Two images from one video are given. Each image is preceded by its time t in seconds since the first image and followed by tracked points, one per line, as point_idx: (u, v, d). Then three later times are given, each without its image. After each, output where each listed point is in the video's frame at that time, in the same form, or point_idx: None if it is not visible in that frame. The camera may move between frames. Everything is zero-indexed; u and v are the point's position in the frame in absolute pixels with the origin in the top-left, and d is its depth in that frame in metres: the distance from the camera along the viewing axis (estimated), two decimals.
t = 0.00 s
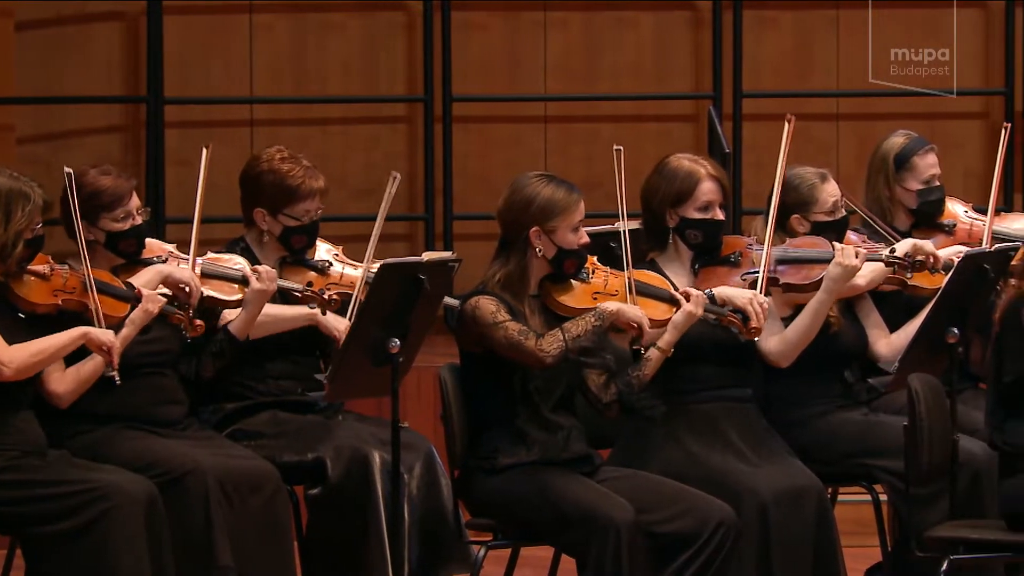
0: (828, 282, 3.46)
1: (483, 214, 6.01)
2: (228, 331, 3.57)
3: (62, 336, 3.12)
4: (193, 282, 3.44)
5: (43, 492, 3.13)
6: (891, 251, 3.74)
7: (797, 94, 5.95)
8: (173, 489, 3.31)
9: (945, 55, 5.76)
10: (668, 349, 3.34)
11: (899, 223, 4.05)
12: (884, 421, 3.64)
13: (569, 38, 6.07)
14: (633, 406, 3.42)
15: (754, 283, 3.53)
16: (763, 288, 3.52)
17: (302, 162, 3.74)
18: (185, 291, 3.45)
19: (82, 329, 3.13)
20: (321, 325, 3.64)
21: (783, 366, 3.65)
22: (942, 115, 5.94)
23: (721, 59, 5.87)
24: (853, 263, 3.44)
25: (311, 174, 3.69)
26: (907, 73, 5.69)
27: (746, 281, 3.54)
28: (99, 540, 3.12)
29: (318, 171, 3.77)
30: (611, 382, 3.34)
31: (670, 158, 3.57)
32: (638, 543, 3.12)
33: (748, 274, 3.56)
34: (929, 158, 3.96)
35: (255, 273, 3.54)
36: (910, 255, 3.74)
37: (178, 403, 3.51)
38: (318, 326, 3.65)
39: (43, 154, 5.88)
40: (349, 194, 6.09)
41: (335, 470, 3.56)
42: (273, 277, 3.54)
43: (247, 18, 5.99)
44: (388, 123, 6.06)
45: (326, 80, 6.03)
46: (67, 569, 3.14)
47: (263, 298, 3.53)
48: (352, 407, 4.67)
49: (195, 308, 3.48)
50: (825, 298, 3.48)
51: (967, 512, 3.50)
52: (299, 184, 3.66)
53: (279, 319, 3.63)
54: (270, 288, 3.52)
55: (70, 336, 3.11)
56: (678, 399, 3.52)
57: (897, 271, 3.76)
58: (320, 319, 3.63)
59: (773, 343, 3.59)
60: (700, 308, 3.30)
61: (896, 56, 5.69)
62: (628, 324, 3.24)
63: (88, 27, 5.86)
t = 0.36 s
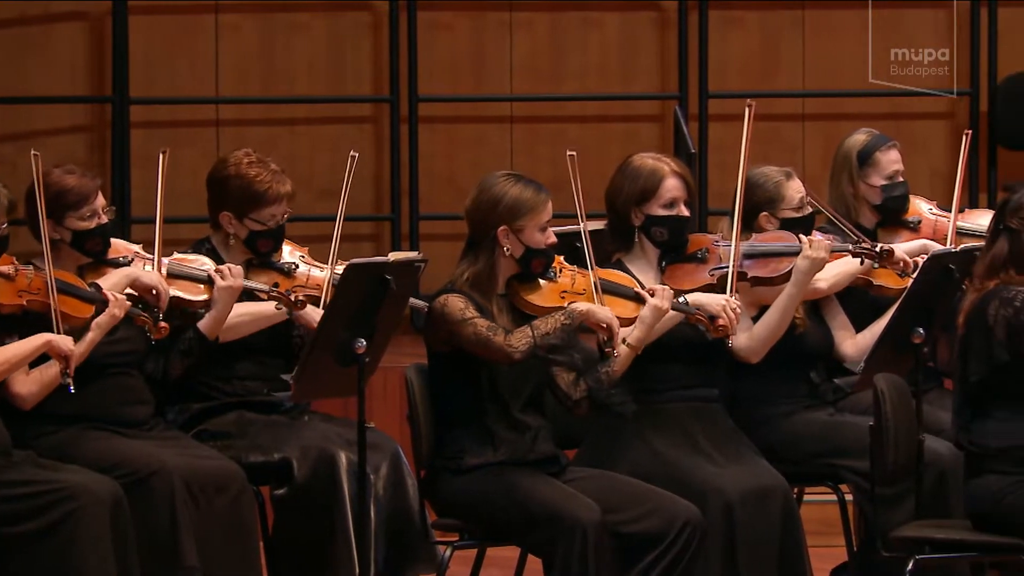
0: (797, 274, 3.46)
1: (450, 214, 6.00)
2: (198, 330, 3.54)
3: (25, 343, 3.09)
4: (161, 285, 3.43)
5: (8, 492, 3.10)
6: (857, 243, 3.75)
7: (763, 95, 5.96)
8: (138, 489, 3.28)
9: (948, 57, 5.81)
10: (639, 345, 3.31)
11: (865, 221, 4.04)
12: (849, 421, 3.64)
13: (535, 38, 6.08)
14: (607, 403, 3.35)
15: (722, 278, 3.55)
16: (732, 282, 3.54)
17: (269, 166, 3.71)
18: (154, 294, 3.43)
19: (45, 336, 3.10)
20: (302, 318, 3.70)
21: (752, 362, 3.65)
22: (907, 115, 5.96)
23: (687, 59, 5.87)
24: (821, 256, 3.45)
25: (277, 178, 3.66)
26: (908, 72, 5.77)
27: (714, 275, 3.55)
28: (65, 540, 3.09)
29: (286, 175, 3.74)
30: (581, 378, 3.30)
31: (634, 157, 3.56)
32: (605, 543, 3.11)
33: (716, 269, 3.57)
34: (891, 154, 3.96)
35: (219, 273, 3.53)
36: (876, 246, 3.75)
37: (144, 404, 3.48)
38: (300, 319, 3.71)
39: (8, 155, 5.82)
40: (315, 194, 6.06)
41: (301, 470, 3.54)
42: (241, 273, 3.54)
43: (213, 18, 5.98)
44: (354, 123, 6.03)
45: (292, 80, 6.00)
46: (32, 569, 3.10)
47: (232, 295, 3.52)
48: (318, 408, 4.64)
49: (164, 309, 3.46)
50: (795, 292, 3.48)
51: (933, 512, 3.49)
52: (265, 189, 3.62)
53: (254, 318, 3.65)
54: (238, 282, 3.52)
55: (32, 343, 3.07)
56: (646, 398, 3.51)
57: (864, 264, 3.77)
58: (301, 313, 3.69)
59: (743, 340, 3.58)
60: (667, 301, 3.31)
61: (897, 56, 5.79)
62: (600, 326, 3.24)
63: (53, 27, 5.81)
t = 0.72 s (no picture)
0: (768, 268, 3.45)
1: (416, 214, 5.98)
2: (163, 330, 3.48)
3: None
4: (122, 290, 3.35)
5: None
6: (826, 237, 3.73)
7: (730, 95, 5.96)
8: (105, 489, 3.24)
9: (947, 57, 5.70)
10: (608, 343, 3.27)
11: (833, 218, 4.03)
12: (816, 421, 3.64)
13: (501, 38, 6.07)
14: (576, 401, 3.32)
15: (692, 275, 3.53)
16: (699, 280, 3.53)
17: (230, 157, 3.68)
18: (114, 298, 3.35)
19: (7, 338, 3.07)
20: (242, 334, 3.56)
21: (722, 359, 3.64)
22: (872, 115, 5.98)
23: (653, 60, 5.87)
24: (791, 249, 3.43)
25: (239, 167, 3.64)
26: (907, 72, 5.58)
27: (683, 273, 3.54)
28: (31, 541, 3.05)
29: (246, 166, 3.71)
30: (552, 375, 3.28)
31: (599, 157, 3.56)
32: (572, 543, 3.09)
33: (685, 266, 3.56)
34: (857, 150, 3.97)
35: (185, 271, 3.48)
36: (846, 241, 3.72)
37: (109, 404, 3.44)
38: (241, 334, 3.57)
39: None
40: (282, 194, 6.03)
41: (267, 470, 3.51)
42: (208, 273, 3.49)
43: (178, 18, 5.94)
44: (321, 123, 6.00)
45: (258, 80, 5.97)
46: None
47: (197, 294, 3.47)
48: (284, 408, 4.62)
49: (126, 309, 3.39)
50: (765, 286, 3.47)
51: (899, 512, 3.52)
52: (226, 177, 3.60)
53: (209, 326, 3.56)
54: (203, 283, 3.47)
55: None
56: (614, 398, 3.51)
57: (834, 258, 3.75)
58: (241, 328, 3.56)
59: (711, 336, 3.57)
60: (634, 296, 3.24)
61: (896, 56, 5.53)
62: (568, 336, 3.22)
63: (19, 26, 5.75)
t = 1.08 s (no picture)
0: (732, 268, 3.46)
1: (380, 214, 5.96)
2: (121, 331, 3.46)
3: None
4: (82, 291, 3.32)
5: None
6: (789, 241, 3.74)
7: (693, 95, 5.97)
8: (68, 489, 3.20)
9: (949, 58, 5.96)
10: (571, 345, 3.29)
11: (797, 216, 4.04)
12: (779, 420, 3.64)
13: (465, 38, 6.06)
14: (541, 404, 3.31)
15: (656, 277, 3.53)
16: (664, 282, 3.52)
17: (187, 155, 3.66)
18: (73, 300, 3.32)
19: None
20: (190, 337, 3.53)
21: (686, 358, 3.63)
22: (836, 115, 6.00)
23: (617, 60, 5.86)
24: (754, 250, 3.47)
25: (195, 165, 3.61)
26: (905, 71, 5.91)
27: (648, 275, 3.54)
28: None
29: (203, 164, 3.69)
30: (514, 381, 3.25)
31: (564, 157, 3.54)
32: (537, 543, 3.08)
33: (649, 268, 3.55)
34: (822, 148, 3.97)
35: (151, 275, 3.45)
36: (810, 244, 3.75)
37: (71, 405, 3.40)
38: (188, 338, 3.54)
39: None
40: (245, 195, 5.99)
41: (231, 470, 3.49)
42: (174, 281, 3.46)
43: (141, 18, 5.89)
44: (284, 123, 5.96)
45: (221, 80, 5.93)
46: None
47: (158, 301, 3.44)
48: (246, 408, 4.58)
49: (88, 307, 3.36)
50: (729, 286, 3.47)
51: (862, 512, 3.53)
52: (184, 175, 3.58)
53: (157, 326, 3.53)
54: (167, 291, 3.43)
55: None
56: (580, 397, 3.49)
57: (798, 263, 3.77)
58: (190, 331, 3.53)
59: (673, 335, 3.56)
60: (600, 300, 3.29)
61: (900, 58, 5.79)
62: (532, 340, 3.16)
63: None
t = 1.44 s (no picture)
0: (691, 276, 3.45)
1: (340, 214, 5.94)
2: (81, 332, 3.41)
3: None
4: (43, 291, 3.23)
5: None
6: (751, 247, 3.75)
7: (653, 96, 5.97)
8: (26, 489, 3.16)
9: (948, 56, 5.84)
10: (527, 351, 3.28)
11: (759, 217, 4.05)
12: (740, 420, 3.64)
13: (426, 38, 6.03)
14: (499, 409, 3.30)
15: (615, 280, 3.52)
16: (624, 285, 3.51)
17: (146, 158, 3.63)
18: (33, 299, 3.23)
19: None
20: (163, 324, 3.49)
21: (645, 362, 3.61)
22: (797, 116, 6.01)
23: (577, 60, 5.85)
24: (715, 256, 3.44)
25: (156, 168, 3.59)
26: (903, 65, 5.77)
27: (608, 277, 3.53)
28: None
29: (163, 167, 3.67)
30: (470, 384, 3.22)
31: (527, 159, 3.53)
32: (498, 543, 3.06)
33: (609, 270, 3.55)
34: (784, 149, 3.97)
35: (114, 275, 3.36)
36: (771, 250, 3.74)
37: (31, 405, 3.36)
38: (162, 325, 3.50)
39: None
40: (206, 194, 5.96)
41: (191, 470, 3.44)
42: (135, 282, 3.38)
43: (101, 18, 5.85)
44: (245, 123, 5.92)
45: (181, 80, 5.89)
46: None
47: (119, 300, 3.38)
48: (206, 409, 4.55)
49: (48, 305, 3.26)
50: (688, 292, 3.46)
51: (822, 511, 3.53)
52: (144, 178, 3.55)
53: (127, 316, 3.48)
54: (128, 292, 3.36)
55: None
56: (542, 397, 3.48)
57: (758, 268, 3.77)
58: (163, 318, 3.48)
59: (634, 339, 3.54)
60: (560, 308, 3.28)
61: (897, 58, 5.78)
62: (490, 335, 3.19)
63: None
